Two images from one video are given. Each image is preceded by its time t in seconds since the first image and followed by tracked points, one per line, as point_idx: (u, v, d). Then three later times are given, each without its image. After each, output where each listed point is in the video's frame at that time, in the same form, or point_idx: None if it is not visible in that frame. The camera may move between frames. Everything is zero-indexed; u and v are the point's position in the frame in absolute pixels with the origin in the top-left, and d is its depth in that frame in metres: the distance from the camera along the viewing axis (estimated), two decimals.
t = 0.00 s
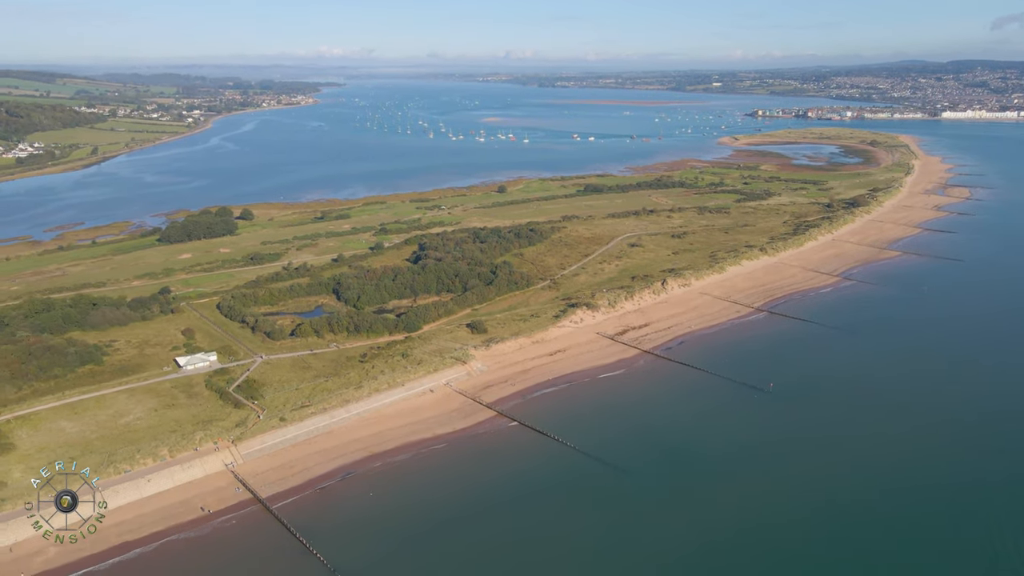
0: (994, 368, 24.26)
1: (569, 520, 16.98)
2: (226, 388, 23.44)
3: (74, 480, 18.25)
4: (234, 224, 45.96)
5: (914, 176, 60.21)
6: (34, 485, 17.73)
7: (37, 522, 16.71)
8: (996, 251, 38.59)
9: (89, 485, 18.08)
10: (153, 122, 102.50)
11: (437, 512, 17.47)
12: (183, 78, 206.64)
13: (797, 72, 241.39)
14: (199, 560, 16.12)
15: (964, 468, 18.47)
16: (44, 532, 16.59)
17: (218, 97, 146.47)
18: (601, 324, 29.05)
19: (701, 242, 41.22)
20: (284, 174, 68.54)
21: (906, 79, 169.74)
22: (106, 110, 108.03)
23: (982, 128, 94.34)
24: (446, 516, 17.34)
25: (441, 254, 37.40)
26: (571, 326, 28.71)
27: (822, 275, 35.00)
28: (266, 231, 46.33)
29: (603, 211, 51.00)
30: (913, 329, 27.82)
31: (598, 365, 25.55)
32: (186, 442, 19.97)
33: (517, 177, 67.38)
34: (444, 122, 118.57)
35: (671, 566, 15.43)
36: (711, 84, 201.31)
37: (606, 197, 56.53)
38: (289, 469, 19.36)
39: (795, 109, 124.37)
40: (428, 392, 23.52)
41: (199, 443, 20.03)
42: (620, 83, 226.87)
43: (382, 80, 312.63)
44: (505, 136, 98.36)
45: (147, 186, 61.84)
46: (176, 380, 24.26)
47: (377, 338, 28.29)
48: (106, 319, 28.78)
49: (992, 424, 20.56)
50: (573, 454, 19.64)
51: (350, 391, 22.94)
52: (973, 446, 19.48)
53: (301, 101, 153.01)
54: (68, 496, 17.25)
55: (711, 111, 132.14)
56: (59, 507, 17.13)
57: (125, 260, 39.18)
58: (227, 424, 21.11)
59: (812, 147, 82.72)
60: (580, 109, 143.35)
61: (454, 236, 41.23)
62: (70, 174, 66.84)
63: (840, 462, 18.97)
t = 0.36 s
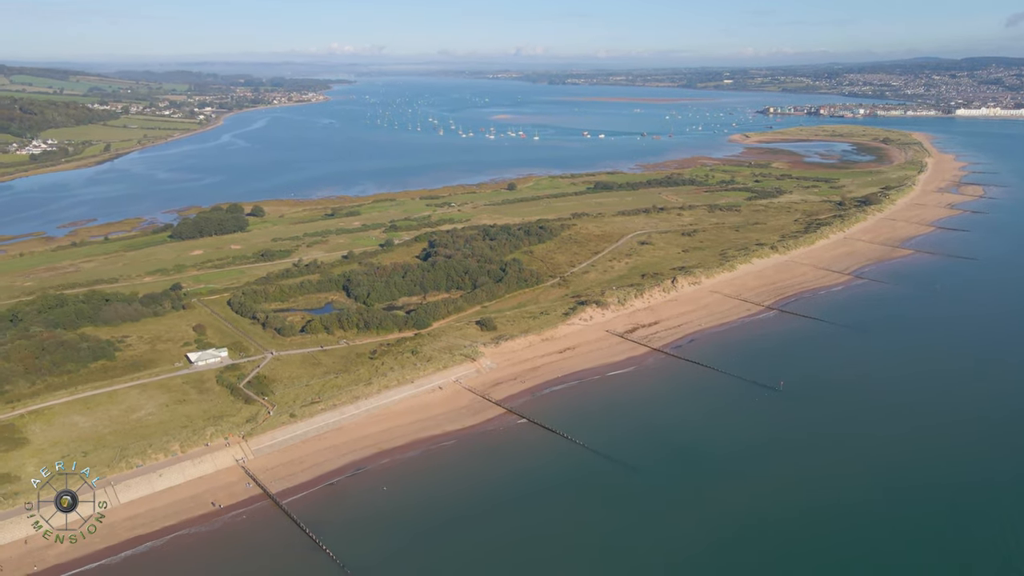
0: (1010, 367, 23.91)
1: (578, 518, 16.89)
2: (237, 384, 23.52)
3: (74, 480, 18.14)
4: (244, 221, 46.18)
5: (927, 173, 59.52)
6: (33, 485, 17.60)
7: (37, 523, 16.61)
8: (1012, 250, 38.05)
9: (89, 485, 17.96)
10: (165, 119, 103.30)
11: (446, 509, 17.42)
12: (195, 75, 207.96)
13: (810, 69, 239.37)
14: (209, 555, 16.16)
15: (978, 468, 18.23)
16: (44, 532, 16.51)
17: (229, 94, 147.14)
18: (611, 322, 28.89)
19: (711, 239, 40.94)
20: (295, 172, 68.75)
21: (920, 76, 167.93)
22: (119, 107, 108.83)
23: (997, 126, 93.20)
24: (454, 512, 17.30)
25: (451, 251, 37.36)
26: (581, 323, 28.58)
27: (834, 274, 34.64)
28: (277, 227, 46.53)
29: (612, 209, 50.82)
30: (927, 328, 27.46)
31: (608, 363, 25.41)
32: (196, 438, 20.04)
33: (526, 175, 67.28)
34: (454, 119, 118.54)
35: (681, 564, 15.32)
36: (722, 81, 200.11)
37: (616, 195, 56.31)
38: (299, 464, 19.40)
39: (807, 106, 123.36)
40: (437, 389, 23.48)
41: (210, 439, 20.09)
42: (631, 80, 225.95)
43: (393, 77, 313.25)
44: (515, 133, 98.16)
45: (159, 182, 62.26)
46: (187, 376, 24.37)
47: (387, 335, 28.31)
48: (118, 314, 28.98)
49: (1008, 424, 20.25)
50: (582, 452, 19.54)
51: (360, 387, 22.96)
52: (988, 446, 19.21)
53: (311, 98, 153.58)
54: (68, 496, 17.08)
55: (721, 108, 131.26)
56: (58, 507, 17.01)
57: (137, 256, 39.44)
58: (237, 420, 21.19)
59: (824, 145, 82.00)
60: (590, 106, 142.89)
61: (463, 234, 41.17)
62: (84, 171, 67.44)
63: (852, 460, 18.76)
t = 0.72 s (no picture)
0: None
1: (587, 516, 16.83)
2: (247, 380, 23.60)
3: (73, 480, 17.96)
4: (255, 218, 46.34)
5: (940, 171, 58.82)
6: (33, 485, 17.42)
7: (38, 524, 16.48)
8: None
9: (89, 485, 17.81)
10: (177, 116, 103.95)
11: (455, 506, 17.39)
12: (206, 72, 208.69)
13: (822, 66, 237.07)
14: (219, 550, 16.20)
15: (993, 468, 17.99)
16: (44, 532, 16.40)
17: (240, 91, 147.60)
18: (620, 320, 28.74)
19: (722, 237, 40.65)
20: (305, 168, 68.93)
21: (933, 73, 166.08)
22: (131, 104, 109.49)
23: (1012, 124, 92.00)
24: (463, 510, 17.25)
25: (461, 248, 37.32)
26: (590, 321, 28.45)
27: (845, 272, 34.28)
28: (287, 224, 46.68)
29: (621, 206, 50.59)
30: (939, 327, 27.14)
31: (617, 360, 25.29)
32: (207, 433, 20.12)
33: (536, 172, 67.12)
34: (464, 116, 118.44)
35: (691, 564, 15.20)
36: (733, 78, 198.68)
37: (625, 192, 56.05)
38: (309, 460, 19.43)
39: (819, 103, 122.26)
40: (446, 386, 23.46)
41: (220, 434, 20.18)
42: (641, 76, 224.86)
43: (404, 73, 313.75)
44: (525, 130, 97.92)
45: (170, 179, 62.60)
46: (198, 372, 24.48)
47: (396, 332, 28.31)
48: (130, 310, 29.16)
49: None
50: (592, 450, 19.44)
51: (370, 384, 22.98)
52: (1003, 446, 18.94)
53: (322, 95, 153.97)
54: (68, 496, 16.97)
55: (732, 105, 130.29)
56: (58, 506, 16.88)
57: (149, 252, 39.67)
58: (248, 415, 21.26)
59: (836, 143, 81.24)
60: (600, 103, 142.30)
61: (472, 231, 41.10)
62: (97, 167, 67.98)
63: (865, 460, 18.55)
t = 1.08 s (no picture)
0: None
1: (595, 515, 16.69)
2: (257, 376, 23.67)
3: (72, 479, 17.80)
4: (265, 215, 46.53)
5: (954, 169, 58.13)
6: (34, 485, 17.26)
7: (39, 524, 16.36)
8: None
9: (89, 485, 17.66)
10: (189, 113, 104.54)
11: (464, 503, 17.36)
12: (219, 70, 210.11)
13: (834, 63, 234.83)
14: (230, 544, 16.27)
15: (1007, 468, 17.76)
16: (44, 532, 16.26)
17: (252, 89, 148.32)
18: (630, 318, 28.61)
19: (732, 235, 40.36)
20: (316, 166, 69.09)
21: (948, 70, 164.21)
22: (144, 101, 110.22)
23: None
24: (472, 506, 17.22)
25: (470, 246, 37.27)
26: (600, 319, 28.32)
27: (857, 271, 33.92)
28: (298, 221, 46.84)
29: (631, 204, 50.36)
30: (951, 325, 26.83)
31: (627, 358, 25.15)
32: (218, 429, 20.19)
33: (546, 170, 66.93)
34: (474, 113, 118.40)
35: (699, 563, 15.05)
36: (745, 75, 197.26)
37: (635, 190, 55.83)
38: (319, 456, 19.46)
39: (831, 101, 121.23)
40: (455, 383, 23.42)
41: (231, 430, 20.24)
42: (652, 74, 223.90)
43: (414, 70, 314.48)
44: (535, 128, 97.73)
45: (182, 176, 62.95)
46: (209, 368, 24.60)
47: (405, 329, 28.31)
48: (142, 306, 29.35)
49: None
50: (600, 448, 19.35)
51: (379, 380, 22.98)
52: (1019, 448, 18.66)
53: (333, 92, 154.49)
54: (68, 496, 16.79)
55: (743, 103, 129.47)
56: (59, 507, 16.72)
57: (161, 249, 39.90)
58: (258, 411, 21.34)
59: (848, 140, 80.53)
60: (611, 100, 141.74)
61: (481, 228, 41.04)
62: (110, 164, 68.49)
63: (876, 460, 18.34)
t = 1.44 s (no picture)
0: None
1: (605, 516, 16.54)
2: (268, 372, 23.74)
3: (72, 478, 17.72)
4: (276, 212, 46.73)
5: (968, 168, 57.43)
6: (32, 486, 17.13)
7: (37, 524, 16.27)
8: None
9: (89, 485, 17.58)
10: (200, 110, 105.18)
11: (473, 500, 17.32)
12: (231, 66, 211.22)
13: (847, 60, 232.53)
14: (240, 539, 16.32)
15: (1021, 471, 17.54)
16: (44, 531, 16.22)
17: (262, 86, 148.89)
18: (640, 315, 28.44)
19: (743, 233, 40.06)
20: (326, 163, 69.25)
21: (962, 67, 162.23)
22: (156, 98, 110.92)
23: None
24: (481, 503, 17.20)
25: (480, 243, 37.22)
26: (609, 316, 28.17)
27: (868, 269, 33.54)
28: (307, 218, 46.99)
29: (641, 201, 50.11)
30: (964, 325, 26.51)
31: (636, 356, 25.01)
32: (228, 425, 20.27)
33: (556, 167, 66.75)
34: (484, 111, 118.32)
35: (709, 564, 14.92)
36: (756, 72, 195.86)
37: (645, 187, 55.57)
38: (329, 452, 19.49)
39: (844, 98, 120.12)
40: (464, 380, 23.37)
41: (241, 426, 20.30)
42: (662, 71, 222.70)
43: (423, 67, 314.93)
44: (545, 125, 97.52)
45: (194, 172, 63.33)
46: (220, 363, 24.70)
47: (415, 326, 28.31)
48: (153, 302, 29.52)
49: None
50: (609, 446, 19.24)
51: (388, 377, 22.98)
52: None
53: (343, 89, 154.91)
54: (68, 496, 16.71)
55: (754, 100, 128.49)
56: (59, 507, 16.63)
57: (172, 245, 40.13)
58: (268, 407, 21.39)
59: (860, 138, 79.77)
60: (620, 98, 141.19)
61: (490, 226, 40.97)
62: (122, 161, 69.00)
63: (889, 461, 18.15)
